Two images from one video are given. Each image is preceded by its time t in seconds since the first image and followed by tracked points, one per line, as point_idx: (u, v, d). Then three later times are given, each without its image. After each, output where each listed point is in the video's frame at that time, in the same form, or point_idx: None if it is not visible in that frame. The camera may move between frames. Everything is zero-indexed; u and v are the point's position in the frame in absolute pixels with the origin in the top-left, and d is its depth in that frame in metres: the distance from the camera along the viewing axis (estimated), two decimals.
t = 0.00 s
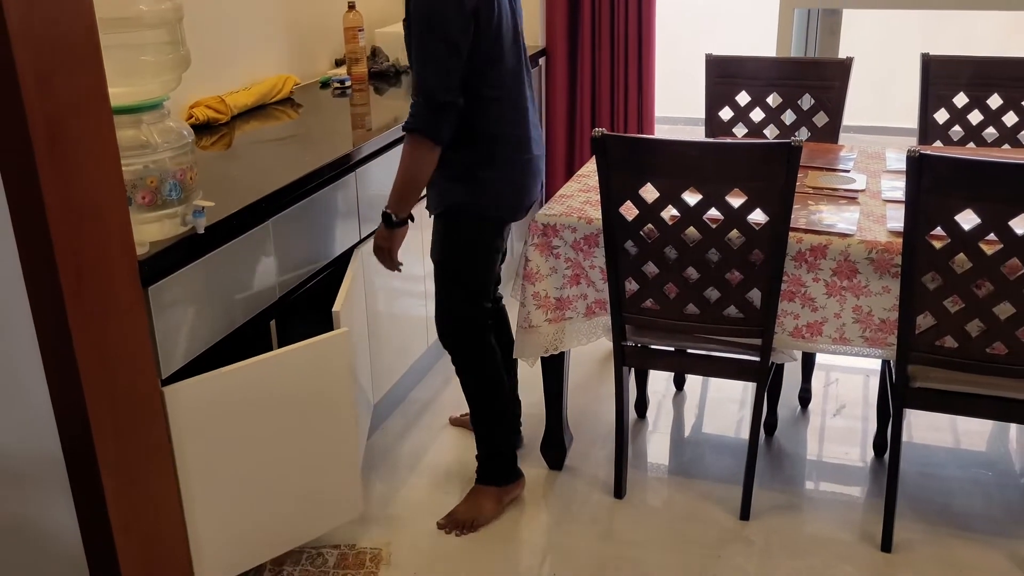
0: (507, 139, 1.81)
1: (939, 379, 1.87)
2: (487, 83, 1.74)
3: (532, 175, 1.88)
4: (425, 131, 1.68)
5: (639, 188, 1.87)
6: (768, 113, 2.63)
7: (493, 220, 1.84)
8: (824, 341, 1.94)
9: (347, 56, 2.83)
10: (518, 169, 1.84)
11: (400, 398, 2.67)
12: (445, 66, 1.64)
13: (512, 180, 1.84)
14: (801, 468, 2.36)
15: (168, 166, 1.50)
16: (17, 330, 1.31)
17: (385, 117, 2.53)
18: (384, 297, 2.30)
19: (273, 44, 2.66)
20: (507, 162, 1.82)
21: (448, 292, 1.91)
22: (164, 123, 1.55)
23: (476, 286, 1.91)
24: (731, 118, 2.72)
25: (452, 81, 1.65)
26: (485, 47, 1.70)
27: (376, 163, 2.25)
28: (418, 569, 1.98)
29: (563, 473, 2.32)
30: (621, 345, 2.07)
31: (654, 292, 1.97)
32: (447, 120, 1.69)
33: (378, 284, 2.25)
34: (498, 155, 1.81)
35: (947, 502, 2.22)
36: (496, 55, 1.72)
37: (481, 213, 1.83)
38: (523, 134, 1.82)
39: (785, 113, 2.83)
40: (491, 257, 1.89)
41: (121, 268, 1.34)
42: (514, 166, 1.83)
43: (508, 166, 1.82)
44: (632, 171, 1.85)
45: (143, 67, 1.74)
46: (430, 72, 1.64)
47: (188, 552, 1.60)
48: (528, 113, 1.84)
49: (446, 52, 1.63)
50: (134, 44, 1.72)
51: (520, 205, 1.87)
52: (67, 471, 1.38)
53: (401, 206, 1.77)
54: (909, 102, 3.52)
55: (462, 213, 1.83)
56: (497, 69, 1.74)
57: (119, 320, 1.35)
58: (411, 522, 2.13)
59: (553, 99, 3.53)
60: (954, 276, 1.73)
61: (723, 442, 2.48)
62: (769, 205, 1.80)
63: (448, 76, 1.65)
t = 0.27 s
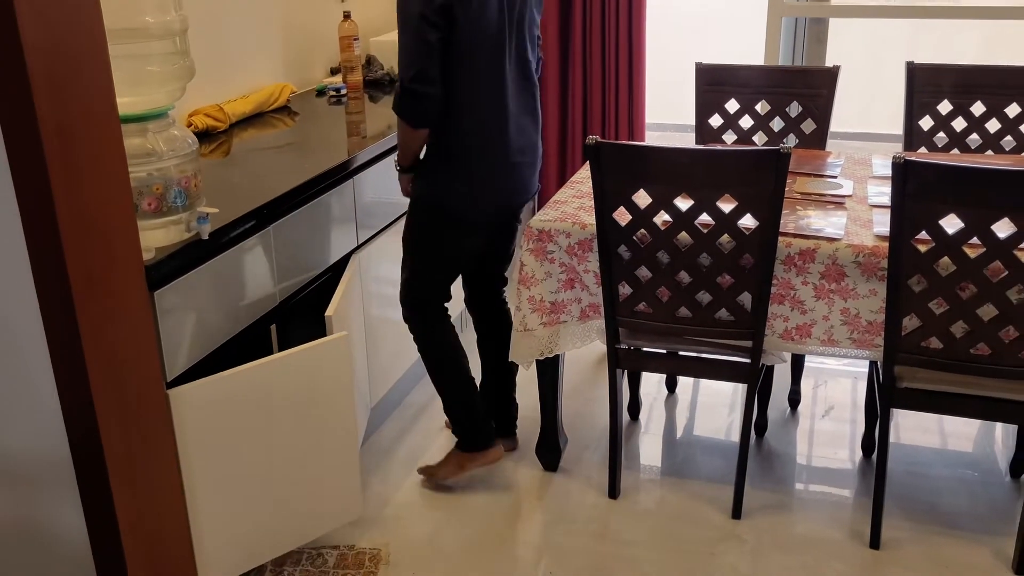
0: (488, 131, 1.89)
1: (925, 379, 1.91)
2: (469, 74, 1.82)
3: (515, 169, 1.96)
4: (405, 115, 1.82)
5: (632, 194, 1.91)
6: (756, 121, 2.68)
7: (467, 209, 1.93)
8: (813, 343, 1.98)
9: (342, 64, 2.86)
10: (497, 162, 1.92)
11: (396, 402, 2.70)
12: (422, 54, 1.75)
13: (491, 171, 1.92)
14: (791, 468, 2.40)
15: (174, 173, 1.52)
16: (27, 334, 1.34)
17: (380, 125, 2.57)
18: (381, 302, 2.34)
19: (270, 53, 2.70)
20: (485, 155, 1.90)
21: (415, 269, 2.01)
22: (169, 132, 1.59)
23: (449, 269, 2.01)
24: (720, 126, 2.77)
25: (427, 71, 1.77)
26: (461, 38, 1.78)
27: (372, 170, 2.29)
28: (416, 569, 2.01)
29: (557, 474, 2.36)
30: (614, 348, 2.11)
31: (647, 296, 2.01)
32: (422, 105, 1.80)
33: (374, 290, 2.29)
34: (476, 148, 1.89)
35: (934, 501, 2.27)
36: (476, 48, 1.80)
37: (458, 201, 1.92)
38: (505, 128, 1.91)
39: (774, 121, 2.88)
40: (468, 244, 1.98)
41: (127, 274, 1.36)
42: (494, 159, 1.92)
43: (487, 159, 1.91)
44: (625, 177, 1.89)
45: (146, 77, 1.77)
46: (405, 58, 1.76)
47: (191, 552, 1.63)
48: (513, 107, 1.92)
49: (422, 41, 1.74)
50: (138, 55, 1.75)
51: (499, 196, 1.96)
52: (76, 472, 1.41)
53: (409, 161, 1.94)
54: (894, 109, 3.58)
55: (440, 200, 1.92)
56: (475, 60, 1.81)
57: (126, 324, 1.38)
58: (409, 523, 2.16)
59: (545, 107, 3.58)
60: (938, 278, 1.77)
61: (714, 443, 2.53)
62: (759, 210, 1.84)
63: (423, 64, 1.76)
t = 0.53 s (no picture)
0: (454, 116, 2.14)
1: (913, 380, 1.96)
2: (430, 64, 2.12)
3: (491, 154, 2.17)
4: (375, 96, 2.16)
5: (626, 201, 1.95)
6: (746, 128, 2.73)
7: (438, 184, 2.21)
8: (803, 346, 2.02)
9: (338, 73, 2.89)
10: (465, 146, 2.16)
11: (392, 407, 2.73)
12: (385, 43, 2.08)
13: (463, 153, 2.17)
14: (782, 469, 2.45)
15: (180, 182, 1.55)
16: (38, 340, 1.37)
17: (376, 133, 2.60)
18: (377, 307, 2.38)
19: (267, 63, 2.73)
20: (452, 136, 2.16)
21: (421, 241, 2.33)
22: (176, 140, 1.60)
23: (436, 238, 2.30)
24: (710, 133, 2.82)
25: (387, 57, 2.09)
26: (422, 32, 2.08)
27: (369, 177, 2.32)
28: (416, 570, 2.04)
29: (553, 477, 2.39)
30: (609, 351, 2.15)
31: (640, 300, 2.06)
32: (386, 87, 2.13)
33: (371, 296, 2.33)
34: (443, 129, 2.16)
35: (921, 500, 2.31)
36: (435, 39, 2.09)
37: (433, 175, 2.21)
38: (472, 114, 2.14)
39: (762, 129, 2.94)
40: (447, 218, 2.25)
41: (134, 282, 1.39)
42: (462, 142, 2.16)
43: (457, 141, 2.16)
44: (620, 185, 1.93)
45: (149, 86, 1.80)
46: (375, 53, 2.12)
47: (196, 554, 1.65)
48: (486, 96, 2.13)
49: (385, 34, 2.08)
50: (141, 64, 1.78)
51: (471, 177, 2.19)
52: (85, 475, 1.44)
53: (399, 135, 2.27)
54: (880, 116, 3.64)
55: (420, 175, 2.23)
56: (435, 50, 2.10)
57: (134, 330, 1.40)
58: (407, 525, 2.19)
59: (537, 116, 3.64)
60: (925, 282, 1.82)
61: (706, 445, 2.57)
62: (750, 216, 1.89)
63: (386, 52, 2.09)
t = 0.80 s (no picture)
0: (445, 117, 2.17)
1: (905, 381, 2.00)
2: (420, 64, 2.14)
3: (482, 157, 2.20)
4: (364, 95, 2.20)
5: (624, 207, 1.98)
6: (737, 135, 2.77)
7: (426, 185, 2.25)
8: (797, 348, 2.06)
9: (333, 82, 2.91)
10: (449, 149, 2.20)
11: (390, 412, 2.74)
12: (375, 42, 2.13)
13: (454, 154, 2.20)
14: (777, 470, 2.48)
15: (186, 188, 1.57)
16: (49, 345, 1.38)
17: (372, 140, 2.62)
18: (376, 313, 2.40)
19: (263, 71, 2.75)
20: (443, 137, 2.19)
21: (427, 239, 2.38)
22: (181, 148, 1.62)
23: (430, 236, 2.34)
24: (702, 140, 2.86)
25: (377, 57, 2.13)
26: (411, 34, 2.12)
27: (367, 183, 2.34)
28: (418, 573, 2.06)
29: (552, 480, 2.41)
30: (606, 355, 2.17)
31: (638, 304, 2.08)
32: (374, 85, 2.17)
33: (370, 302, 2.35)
34: (435, 129, 2.19)
35: (914, 499, 2.35)
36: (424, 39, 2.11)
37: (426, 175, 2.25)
38: (462, 116, 2.16)
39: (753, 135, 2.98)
40: (440, 217, 2.29)
41: (143, 288, 1.40)
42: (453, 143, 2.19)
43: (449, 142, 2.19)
44: (618, 191, 1.96)
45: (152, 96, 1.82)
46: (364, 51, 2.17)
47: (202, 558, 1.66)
48: (471, 100, 2.16)
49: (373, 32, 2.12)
50: (145, 74, 1.80)
51: (460, 179, 2.22)
52: (94, 480, 1.45)
53: (394, 139, 2.31)
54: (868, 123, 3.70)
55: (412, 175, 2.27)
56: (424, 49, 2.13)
57: (144, 335, 1.42)
58: (408, 529, 2.21)
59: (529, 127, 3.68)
60: (917, 285, 1.86)
61: (701, 448, 2.60)
62: (747, 222, 1.92)
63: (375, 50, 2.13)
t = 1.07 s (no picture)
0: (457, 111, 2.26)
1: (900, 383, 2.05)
2: (438, 60, 2.19)
3: (490, 147, 2.30)
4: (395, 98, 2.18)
5: (625, 212, 2.01)
6: (732, 142, 2.80)
7: (439, 185, 2.32)
8: (797, 351, 2.09)
9: (330, 89, 2.92)
10: (462, 147, 2.28)
11: (390, 417, 2.76)
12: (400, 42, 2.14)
13: (467, 147, 2.28)
14: (774, 472, 2.50)
15: (197, 194, 1.57)
16: (62, 349, 1.38)
17: (370, 146, 2.63)
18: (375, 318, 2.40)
19: (261, 79, 2.76)
20: (455, 135, 2.27)
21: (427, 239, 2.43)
22: (191, 154, 1.63)
23: (445, 234, 2.39)
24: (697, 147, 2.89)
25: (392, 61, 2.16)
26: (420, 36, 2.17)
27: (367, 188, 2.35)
28: None
29: (552, 483, 2.43)
30: (607, 359, 2.19)
31: (639, 308, 2.11)
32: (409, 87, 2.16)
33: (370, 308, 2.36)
34: (447, 128, 2.27)
35: (911, 500, 2.38)
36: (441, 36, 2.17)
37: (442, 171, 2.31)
38: (472, 108, 2.26)
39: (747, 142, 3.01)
40: (451, 216, 2.35)
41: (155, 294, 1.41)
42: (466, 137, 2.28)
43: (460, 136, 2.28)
44: (620, 196, 1.98)
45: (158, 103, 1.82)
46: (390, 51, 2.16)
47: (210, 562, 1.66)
48: (477, 97, 2.26)
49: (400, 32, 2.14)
50: (151, 82, 1.81)
51: (474, 171, 2.31)
52: (106, 485, 1.45)
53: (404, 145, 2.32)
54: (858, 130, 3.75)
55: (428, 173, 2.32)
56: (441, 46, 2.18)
57: (157, 340, 1.42)
58: (411, 533, 2.22)
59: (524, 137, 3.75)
60: (915, 287, 1.89)
61: (699, 451, 2.62)
62: (747, 226, 1.94)
63: (404, 51, 2.14)
